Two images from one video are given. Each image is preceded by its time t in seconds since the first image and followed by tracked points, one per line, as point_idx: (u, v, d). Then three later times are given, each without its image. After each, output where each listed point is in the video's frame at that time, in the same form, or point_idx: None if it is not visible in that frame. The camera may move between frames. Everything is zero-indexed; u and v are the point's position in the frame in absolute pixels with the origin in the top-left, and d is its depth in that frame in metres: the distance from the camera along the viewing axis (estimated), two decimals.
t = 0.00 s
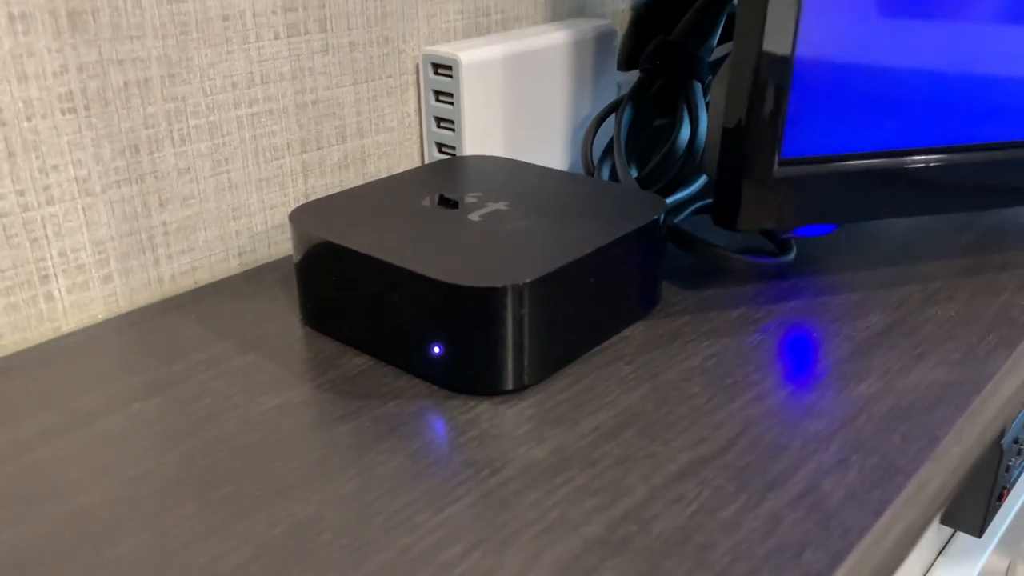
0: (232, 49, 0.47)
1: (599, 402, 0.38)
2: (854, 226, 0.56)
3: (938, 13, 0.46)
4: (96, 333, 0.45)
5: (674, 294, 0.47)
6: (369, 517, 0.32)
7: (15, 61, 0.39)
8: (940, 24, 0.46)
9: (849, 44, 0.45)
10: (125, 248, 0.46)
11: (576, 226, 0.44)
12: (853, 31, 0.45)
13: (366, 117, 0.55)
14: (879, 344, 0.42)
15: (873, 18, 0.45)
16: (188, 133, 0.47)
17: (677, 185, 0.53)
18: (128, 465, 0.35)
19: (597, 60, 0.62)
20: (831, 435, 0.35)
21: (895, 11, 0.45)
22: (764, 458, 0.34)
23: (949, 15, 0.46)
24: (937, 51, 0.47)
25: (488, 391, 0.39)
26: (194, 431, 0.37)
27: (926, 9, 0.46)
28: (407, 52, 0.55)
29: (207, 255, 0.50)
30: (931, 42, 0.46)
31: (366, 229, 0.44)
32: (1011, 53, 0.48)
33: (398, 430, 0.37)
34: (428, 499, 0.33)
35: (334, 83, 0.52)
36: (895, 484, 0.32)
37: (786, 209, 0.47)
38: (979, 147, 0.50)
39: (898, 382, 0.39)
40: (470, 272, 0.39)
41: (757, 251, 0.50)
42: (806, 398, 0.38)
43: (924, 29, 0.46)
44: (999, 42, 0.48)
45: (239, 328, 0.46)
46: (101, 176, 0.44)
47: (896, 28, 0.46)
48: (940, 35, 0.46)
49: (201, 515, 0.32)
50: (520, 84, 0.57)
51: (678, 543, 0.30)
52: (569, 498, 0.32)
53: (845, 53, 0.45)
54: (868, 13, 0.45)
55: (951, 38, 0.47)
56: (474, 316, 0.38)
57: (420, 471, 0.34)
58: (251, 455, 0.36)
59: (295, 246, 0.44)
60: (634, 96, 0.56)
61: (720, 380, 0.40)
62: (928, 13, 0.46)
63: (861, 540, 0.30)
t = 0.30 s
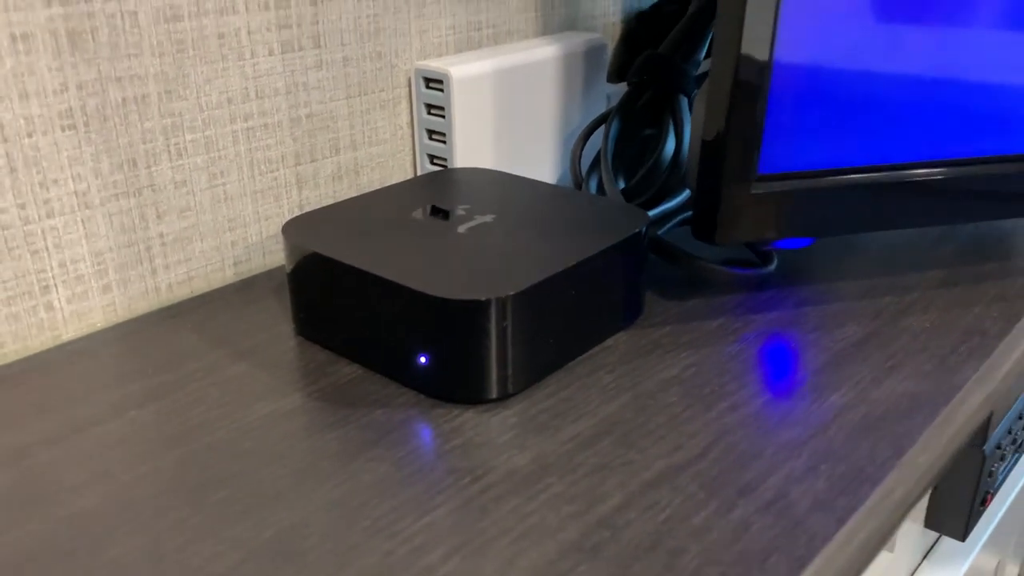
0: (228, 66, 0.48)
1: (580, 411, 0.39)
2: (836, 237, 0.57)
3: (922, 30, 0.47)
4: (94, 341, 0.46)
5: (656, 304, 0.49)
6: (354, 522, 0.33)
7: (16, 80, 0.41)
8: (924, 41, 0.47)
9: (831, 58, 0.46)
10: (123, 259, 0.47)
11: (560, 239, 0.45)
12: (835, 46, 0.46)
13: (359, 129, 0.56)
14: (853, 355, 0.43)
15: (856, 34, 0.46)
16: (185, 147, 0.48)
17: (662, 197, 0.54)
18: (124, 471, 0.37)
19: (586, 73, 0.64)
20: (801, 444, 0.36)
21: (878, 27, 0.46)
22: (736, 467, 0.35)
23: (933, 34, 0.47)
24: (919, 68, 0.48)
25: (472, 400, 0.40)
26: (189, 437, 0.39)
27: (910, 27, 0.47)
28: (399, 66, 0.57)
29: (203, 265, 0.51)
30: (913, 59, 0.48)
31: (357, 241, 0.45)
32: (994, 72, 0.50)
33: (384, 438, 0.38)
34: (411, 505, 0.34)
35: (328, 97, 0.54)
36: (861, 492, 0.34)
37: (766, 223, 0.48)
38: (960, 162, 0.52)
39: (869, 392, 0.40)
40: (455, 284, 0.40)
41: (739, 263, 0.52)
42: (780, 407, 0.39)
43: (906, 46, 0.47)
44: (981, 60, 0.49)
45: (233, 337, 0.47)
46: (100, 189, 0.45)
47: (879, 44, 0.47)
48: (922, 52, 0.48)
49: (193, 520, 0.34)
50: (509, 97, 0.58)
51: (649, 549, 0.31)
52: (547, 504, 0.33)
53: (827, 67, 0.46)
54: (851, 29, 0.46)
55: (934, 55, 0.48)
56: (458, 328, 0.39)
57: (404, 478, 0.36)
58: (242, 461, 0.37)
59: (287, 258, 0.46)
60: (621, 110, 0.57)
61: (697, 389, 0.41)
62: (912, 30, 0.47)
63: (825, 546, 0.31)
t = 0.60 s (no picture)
0: (226, 78, 0.49)
1: (567, 417, 0.40)
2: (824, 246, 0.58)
3: (915, 43, 0.48)
4: (95, 347, 0.47)
5: (644, 312, 0.50)
6: (344, 525, 0.34)
7: (19, 93, 0.42)
8: (917, 54, 0.48)
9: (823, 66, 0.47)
10: (123, 266, 0.49)
11: (549, 249, 0.46)
12: (828, 55, 0.47)
13: (355, 139, 0.57)
14: (836, 362, 0.44)
15: (850, 43, 0.47)
16: (183, 157, 0.49)
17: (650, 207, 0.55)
18: (121, 474, 0.38)
19: (579, 83, 0.65)
20: (781, 450, 0.37)
21: (872, 38, 0.47)
22: (717, 472, 0.36)
23: (926, 47, 0.48)
24: (909, 81, 0.49)
25: (462, 406, 0.41)
26: (186, 442, 0.40)
27: (904, 39, 0.48)
28: (395, 77, 0.58)
29: (202, 272, 0.52)
30: (904, 70, 0.49)
31: (350, 251, 0.46)
32: (983, 88, 0.51)
33: (376, 442, 0.39)
34: (400, 508, 0.35)
35: (324, 108, 0.55)
36: (838, 498, 0.34)
37: (751, 232, 0.49)
38: (945, 175, 0.52)
39: (849, 400, 0.41)
40: (445, 293, 0.41)
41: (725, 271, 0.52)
42: (761, 414, 0.40)
43: (898, 58, 0.48)
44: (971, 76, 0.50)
45: (230, 343, 0.48)
46: (101, 199, 0.46)
47: (872, 54, 0.47)
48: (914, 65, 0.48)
49: (188, 523, 0.35)
50: (503, 107, 0.59)
51: (629, 552, 0.32)
52: (531, 508, 0.34)
53: (817, 76, 0.47)
54: (846, 38, 0.47)
55: (926, 68, 0.49)
56: (448, 336, 0.40)
57: (394, 482, 0.37)
58: (237, 466, 0.38)
59: (283, 267, 0.47)
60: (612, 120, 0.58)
61: (681, 396, 0.42)
62: (906, 43, 0.48)
63: (801, 550, 0.32)
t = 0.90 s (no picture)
0: (227, 89, 0.51)
1: (553, 420, 0.42)
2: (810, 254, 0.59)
3: (902, 55, 0.50)
4: (98, 350, 0.49)
5: (632, 318, 0.51)
6: (336, 523, 0.35)
7: (26, 105, 0.43)
8: (903, 66, 0.50)
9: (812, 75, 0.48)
10: (126, 272, 0.50)
11: (538, 257, 0.47)
12: (817, 63, 0.48)
13: (352, 148, 0.59)
14: (816, 368, 0.45)
15: (839, 53, 0.48)
16: (184, 166, 0.51)
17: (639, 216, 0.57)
18: (123, 474, 0.39)
19: (571, 93, 0.66)
20: (759, 452, 0.39)
21: (860, 48, 0.49)
22: (696, 473, 0.37)
23: (912, 59, 0.50)
24: (894, 91, 0.51)
25: (452, 408, 0.43)
26: (185, 443, 0.41)
27: (892, 50, 0.49)
28: (391, 87, 0.59)
29: (202, 278, 0.54)
30: (889, 81, 0.50)
31: (345, 258, 0.47)
32: (966, 102, 0.52)
33: (369, 444, 0.41)
34: (390, 507, 0.36)
35: (322, 117, 0.56)
36: (811, 498, 0.36)
37: (737, 240, 0.51)
38: (925, 185, 0.54)
39: (827, 404, 0.42)
40: (436, 300, 0.42)
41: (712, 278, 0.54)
42: (742, 417, 0.42)
43: (884, 69, 0.50)
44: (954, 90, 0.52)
45: (230, 347, 0.50)
46: (104, 207, 0.48)
47: (860, 64, 0.49)
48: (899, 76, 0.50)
49: (187, 520, 0.36)
50: (496, 118, 0.61)
51: (609, 550, 0.33)
52: (516, 508, 0.36)
53: (806, 83, 0.49)
54: (836, 48, 0.48)
55: (911, 79, 0.51)
56: (439, 341, 0.41)
57: (385, 482, 0.38)
58: (234, 466, 0.39)
59: (281, 273, 0.48)
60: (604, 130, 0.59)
61: (665, 400, 0.43)
62: (893, 54, 0.49)
63: (773, 548, 0.33)
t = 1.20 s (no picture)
0: (230, 98, 0.52)
1: (544, 420, 0.43)
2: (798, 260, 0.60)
3: (899, 63, 0.51)
4: (103, 351, 0.50)
5: (623, 322, 0.52)
6: (333, 519, 0.37)
7: (35, 114, 0.45)
8: (900, 74, 0.52)
9: (811, 81, 0.50)
10: (131, 276, 0.51)
11: (531, 262, 0.49)
12: (816, 70, 0.50)
13: (352, 154, 0.60)
14: (800, 372, 0.47)
15: (838, 59, 0.50)
16: (188, 173, 0.52)
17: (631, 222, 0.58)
18: (127, 471, 0.40)
19: (567, 100, 0.67)
20: (742, 452, 0.40)
21: (859, 55, 0.50)
22: (680, 473, 0.39)
23: (909, 67, 0.52)
24: (889, 99, 0.52)
25: (447, 409, 0.44)
26: (187, 441, 0.43)
27: (889, 58, 0.51)
28: (391, 95, 0.61)
29: (205, 281, 0.55)
30: (880, 89, 0.52)
31: (344, 262, 0.49)
32: (959, 111, 0.54)
33: (365, 443, 0.42)
34: (384, 504, 0.38)
35: (323, 125, 0.58)
36: (791, 497, 0.37)
37: (725, 247, 0.52)
38: (914, 193, 0.56)
39: (810, 406, 0.43)
40: (431, 304, 0.44)
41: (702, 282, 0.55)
42: (726, 419, 0.43)
43: (877, 76, 0.51)
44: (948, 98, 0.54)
45: (231, 349, 0.51)
46: (110, 213, 0.49)
47: (857, 71, 0.51)
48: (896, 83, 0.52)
49: (189, 516, 0.37)
50: (493, 125, 0.62)
51: (594, 546, 0.35)
52: (506, 505, 0.37)
53: (806, 89, 0.50)
54: (835, 55, 0.50)
55: (907, 87, 0.52)
56: (433, 344, 0.43)
57: (380, 480, 0.39)
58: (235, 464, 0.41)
59: (281, 277, 0.50)
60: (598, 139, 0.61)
61: (652, 402, 0.44)
62: (891, 62, 0.51)
63: (752, 544, 0.34)
